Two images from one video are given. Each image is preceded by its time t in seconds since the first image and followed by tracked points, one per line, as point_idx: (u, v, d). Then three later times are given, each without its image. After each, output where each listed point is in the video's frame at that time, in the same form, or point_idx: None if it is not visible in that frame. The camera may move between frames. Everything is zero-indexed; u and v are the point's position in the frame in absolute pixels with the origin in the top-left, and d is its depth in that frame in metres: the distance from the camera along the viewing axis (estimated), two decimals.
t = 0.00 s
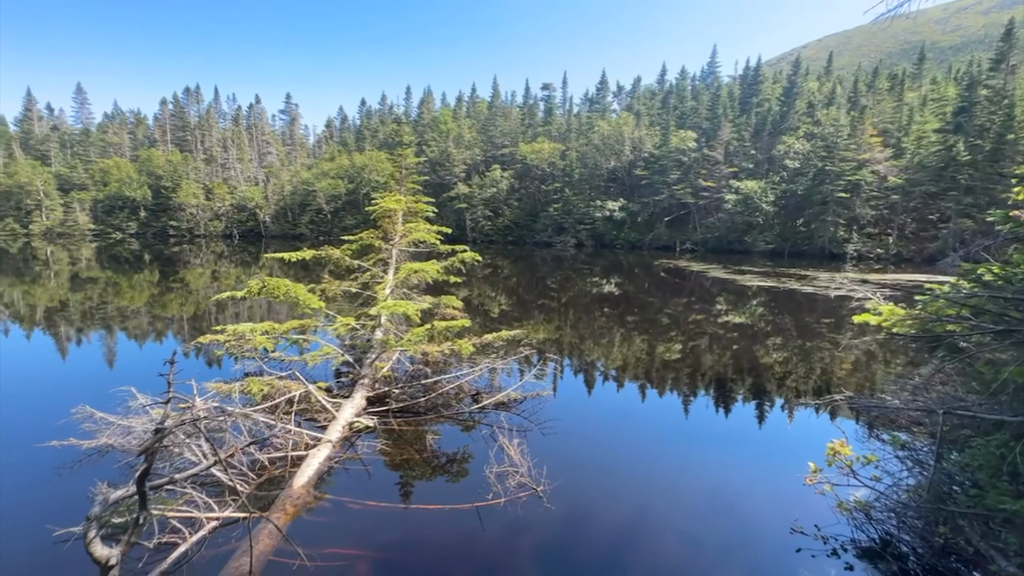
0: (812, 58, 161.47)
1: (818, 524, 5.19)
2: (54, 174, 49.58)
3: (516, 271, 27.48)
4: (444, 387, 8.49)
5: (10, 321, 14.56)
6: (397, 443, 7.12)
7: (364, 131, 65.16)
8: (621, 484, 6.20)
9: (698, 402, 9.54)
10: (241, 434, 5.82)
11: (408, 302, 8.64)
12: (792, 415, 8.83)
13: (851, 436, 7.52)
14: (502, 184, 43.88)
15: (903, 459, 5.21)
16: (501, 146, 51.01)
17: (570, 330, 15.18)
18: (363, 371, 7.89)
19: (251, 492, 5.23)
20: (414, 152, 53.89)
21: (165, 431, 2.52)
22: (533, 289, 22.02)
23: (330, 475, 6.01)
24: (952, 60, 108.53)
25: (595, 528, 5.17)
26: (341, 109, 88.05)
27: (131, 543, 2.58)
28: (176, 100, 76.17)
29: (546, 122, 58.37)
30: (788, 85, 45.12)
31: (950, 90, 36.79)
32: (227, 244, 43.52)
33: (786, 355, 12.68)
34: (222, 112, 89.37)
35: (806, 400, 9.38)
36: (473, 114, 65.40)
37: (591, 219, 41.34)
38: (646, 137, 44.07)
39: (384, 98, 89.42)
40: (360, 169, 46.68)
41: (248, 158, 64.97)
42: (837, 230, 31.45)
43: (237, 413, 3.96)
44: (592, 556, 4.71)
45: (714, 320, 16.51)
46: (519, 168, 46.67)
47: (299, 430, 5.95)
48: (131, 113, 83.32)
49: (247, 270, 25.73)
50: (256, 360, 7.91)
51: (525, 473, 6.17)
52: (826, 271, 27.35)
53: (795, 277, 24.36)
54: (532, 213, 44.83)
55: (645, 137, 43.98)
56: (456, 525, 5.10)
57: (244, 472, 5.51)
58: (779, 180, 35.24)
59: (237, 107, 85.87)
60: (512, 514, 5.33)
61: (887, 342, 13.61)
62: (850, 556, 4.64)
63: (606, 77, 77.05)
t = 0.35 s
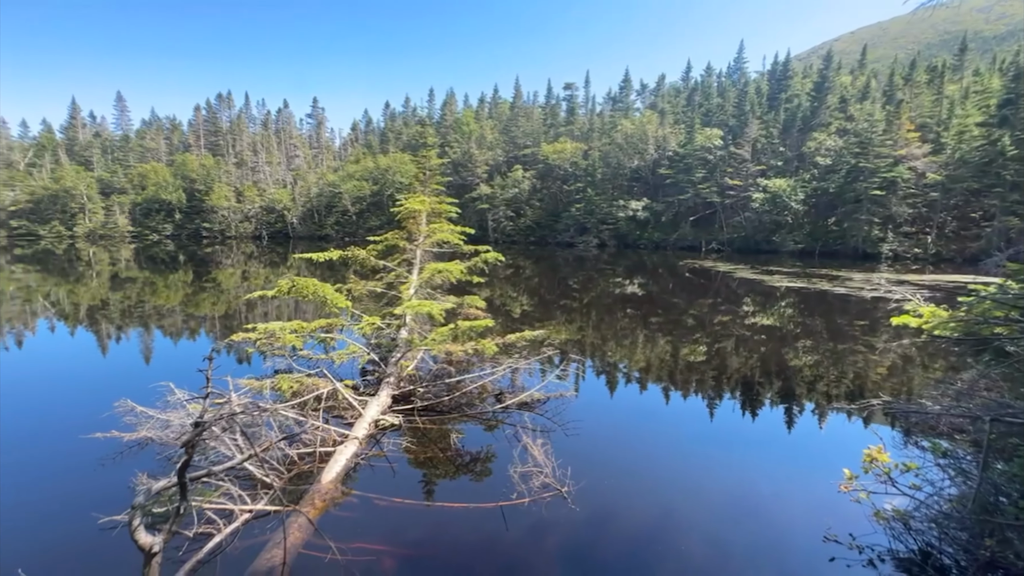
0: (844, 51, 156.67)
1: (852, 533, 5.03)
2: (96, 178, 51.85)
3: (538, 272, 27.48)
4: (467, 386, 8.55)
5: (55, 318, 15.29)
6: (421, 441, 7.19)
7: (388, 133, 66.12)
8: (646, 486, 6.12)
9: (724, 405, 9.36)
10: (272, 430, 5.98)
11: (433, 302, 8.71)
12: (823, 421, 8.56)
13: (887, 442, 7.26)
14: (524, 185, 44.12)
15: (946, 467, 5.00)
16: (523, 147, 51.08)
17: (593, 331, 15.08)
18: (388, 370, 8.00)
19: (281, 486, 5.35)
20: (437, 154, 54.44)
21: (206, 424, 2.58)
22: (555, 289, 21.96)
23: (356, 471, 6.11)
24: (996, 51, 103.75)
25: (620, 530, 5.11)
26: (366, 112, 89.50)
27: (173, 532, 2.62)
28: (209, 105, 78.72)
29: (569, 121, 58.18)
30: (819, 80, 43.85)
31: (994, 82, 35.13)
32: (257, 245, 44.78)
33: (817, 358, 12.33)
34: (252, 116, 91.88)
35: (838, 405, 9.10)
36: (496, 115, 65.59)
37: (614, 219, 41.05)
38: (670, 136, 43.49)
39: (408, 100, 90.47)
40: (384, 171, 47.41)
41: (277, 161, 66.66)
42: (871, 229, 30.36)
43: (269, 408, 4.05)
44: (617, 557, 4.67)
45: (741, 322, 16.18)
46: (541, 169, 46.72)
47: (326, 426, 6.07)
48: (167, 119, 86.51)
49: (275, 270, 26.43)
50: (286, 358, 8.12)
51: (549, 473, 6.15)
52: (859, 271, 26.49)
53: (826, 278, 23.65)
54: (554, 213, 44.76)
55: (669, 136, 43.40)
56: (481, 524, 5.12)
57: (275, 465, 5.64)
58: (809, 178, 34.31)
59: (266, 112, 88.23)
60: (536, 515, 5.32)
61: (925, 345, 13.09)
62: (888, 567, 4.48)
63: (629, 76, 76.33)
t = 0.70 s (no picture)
0: (879, 43, 151.51)
1: (892, 543, 4.86)
2: (135, 183, 53.93)
3: (560, 272, 27.40)
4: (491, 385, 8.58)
5: (97, 316, 15.97)
6: (445, 440, 7.25)
7: (412, 135, 66.90)
8: (673, 490, 6.04)
9: (752, 409, 9.15)
10: (301, 426, 6.10)
11: (457, 302, 8.77)
12: (856, 426, 8.30)
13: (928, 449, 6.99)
14: (546, 185, 44.39)
15: (994, 477, 4.78)
16: (545, 147, 51.02)
17: (615, 332, 14.94)
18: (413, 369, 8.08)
19: (311, 481, 5.45)
20: (460, 155, 54.82)
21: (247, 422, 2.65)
22: (577, 289, 21.85)
23: (383, 469, 6.19)
24: None
25: (647, 534, 5.06)
26: (390, 115, 90.68)
27: (213, 524, 2.69)
28: (240, 111, 81.07)
29: (592, 121, 57.82)
30: (852, 73, 42.46)
31: None
32: (285, 246, 45.87)
33: (850, 361, 11.94)
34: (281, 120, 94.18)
35: (872, 411, 8.78)
36: (518, 115, 65.63)
37: (638, 219, 40.67)
38: (695, 134, 42.77)
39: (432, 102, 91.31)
40: (408, 172, 47.95)
41: (304, 164, 68.15)
42: (907, 228, 29.22)
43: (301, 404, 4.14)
44: (645, 562, 4.62)
45: (769, 323, 15.78)
46: (563, 169, 46.63)
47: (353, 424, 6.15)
48: (200, 125, 89.43)
49: (302, 271, 27.04)
50: (315, 356, 8.29)
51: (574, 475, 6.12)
52: (895, 272, 25.55)
53: (860, 279, 22.89)
54: (577, 213, 44.55)
55: (694, 133, 42.69)
56: (507, 524, 5.12)
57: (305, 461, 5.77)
58: (841, 175, 33.26)
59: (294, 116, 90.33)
60: (562, 516, 5.30)
61: (967, 349, 12.51)
62: None
63: (653, 73, 75.40)
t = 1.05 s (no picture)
0: (911, 36, 146.86)
1: (931, 555, 4.67)
2: (166, 187, 55.64)
3: (579, 273, 27.30)
4: (512, 387, 8.59)
5: (130, 316, 16.54)
6: (467, 441, 7.28)
7: (432, 137, 67.53)
8: (698, 494, 5.95)
9: (777, 414, 8.95)
10: (327, 425, 6.20)
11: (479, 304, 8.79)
12: (888, 433, 8.04)
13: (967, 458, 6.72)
14: (565, 186, 44.43)
15: None
16: (564, 148, 50.93)
17: (635, 334, 14.79)
18: (435, 369, 8.13)
19: (337, 479, 5.53)
20: (479, 157, 55.09)
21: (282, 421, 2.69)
22: (596, 291, 21.73)
23: (405, 469, 6.24)
24: None
25: (672, 538, 5.00)
26: (411, 117, 91.68)
27: (247, 520, 2.72)
28: (266, 116, 83.00)
29: (611, 121, 57.48)
30: (883, 68, 41.19)
31: None
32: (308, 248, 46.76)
33: (881, 366, 11.57)
34: (305, 124, 96.09)
35: (905, 418, 8.48)
36: (537, 116, 65.63)
37: (659, 220, 40.27)
38: (718, 133, 42.13)
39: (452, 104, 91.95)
40: (428, 174, 48.38)
41: (327, 167, 69.40)
42: (942, 227, 28.11)
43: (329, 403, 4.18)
44: (670, 566, 4.55)
45: (795, 326, 15.41)
46: (583, 170, 46.45)
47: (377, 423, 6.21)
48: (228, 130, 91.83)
49: (325, 272, 27.55)
50: (341, 356, 8.42)
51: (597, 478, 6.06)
52: (928, 273, 24.70)
53: (891, 280, 22.19)
54: (596, 214, 44.31)
55: (717, 132, 42.05)
56: (530, 527, 5.09)
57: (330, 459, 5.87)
58: (871, 174, 32.29)
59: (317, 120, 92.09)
60: (585, 519, 5.25)
61: (1006, 355, 12.00)
62: None
63: (674, 72, 74.56)
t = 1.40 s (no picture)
0: (944, 30, 142.06)
1: (970, 570, 4.50)
2: (195, 191, 57.29)
3: (598, 275, 27.13)
4: (533, 389, 8.56)
5: (160, 316, 17.05)
6: (487, 443, 7.29)
7: (452, 140, 68.01)
8: (723, 500, 5.83)
9: (803, 419, 8.73)
10: (350, 425, 6.27)
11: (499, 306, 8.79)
12: (922, 441, 7.76)
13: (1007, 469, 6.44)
14: (584, 188, 44.25)
15: None
16: (583, 149, 50.79)
17: (655, 337, 14.61)
18: (456, 371, 8.15)
19: (360, 478, 5.59)
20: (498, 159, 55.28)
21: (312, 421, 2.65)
22: (616, 293, 21.56)
23: (426, 470, 6.27)
24: None
25: (697, 544, 4.91)
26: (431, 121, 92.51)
27: (275, 517, 2.75)
28: (290, 121, 84.75)
29: (631, 122, 57.08)
30: (914, 64, 39.95)
31: None
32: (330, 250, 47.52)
33: (912, 371, 11.19)
34: (327, 128, 97.77)
35: (939, 427, 8.17)
36: (556, 118, 65.49)
37: (680, 221, 39.81)
38: (740, 132, 41.43)
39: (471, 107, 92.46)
40: (447, 176, 48.72)
41: (348, 171, 70.47)
42: (979, 228, 26.82)
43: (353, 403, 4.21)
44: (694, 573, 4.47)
45: (821, 330, 15.02)
46: (602, 171, 46.23)
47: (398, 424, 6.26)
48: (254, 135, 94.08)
49: (346, 274, 27.99)
50: (363, 357, 8.51)
51: (619, 482, 5.99)
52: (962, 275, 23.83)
53: (923, 283, 21.45)
54: (616, 216, 44.05)
55: (739, 132, 41.37)
56: (551, 530, 5.06)
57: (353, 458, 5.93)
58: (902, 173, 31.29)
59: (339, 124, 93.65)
60: (607, 523, 5.20)
61: None
62: None
63: (695, 71, 73.58)
